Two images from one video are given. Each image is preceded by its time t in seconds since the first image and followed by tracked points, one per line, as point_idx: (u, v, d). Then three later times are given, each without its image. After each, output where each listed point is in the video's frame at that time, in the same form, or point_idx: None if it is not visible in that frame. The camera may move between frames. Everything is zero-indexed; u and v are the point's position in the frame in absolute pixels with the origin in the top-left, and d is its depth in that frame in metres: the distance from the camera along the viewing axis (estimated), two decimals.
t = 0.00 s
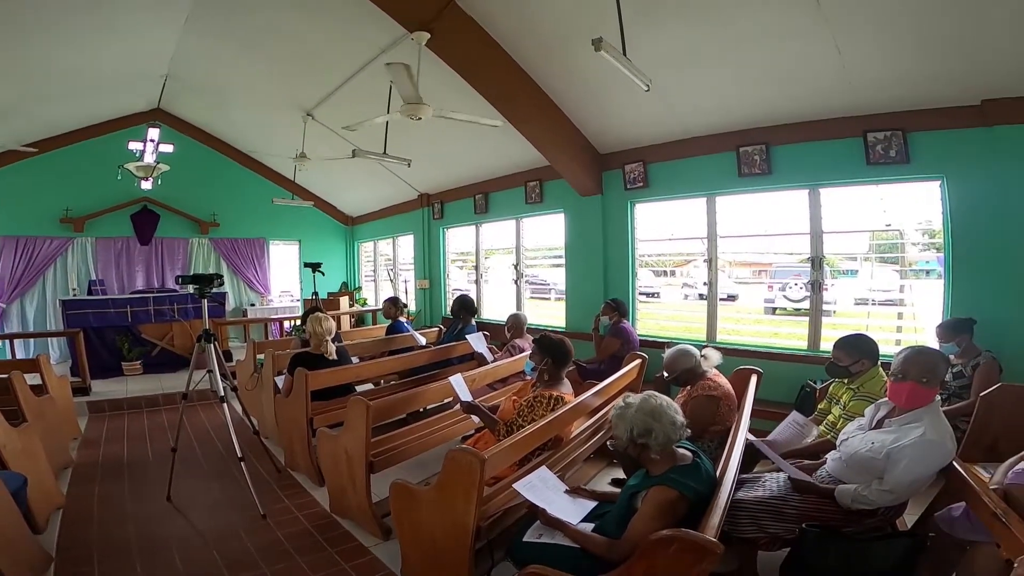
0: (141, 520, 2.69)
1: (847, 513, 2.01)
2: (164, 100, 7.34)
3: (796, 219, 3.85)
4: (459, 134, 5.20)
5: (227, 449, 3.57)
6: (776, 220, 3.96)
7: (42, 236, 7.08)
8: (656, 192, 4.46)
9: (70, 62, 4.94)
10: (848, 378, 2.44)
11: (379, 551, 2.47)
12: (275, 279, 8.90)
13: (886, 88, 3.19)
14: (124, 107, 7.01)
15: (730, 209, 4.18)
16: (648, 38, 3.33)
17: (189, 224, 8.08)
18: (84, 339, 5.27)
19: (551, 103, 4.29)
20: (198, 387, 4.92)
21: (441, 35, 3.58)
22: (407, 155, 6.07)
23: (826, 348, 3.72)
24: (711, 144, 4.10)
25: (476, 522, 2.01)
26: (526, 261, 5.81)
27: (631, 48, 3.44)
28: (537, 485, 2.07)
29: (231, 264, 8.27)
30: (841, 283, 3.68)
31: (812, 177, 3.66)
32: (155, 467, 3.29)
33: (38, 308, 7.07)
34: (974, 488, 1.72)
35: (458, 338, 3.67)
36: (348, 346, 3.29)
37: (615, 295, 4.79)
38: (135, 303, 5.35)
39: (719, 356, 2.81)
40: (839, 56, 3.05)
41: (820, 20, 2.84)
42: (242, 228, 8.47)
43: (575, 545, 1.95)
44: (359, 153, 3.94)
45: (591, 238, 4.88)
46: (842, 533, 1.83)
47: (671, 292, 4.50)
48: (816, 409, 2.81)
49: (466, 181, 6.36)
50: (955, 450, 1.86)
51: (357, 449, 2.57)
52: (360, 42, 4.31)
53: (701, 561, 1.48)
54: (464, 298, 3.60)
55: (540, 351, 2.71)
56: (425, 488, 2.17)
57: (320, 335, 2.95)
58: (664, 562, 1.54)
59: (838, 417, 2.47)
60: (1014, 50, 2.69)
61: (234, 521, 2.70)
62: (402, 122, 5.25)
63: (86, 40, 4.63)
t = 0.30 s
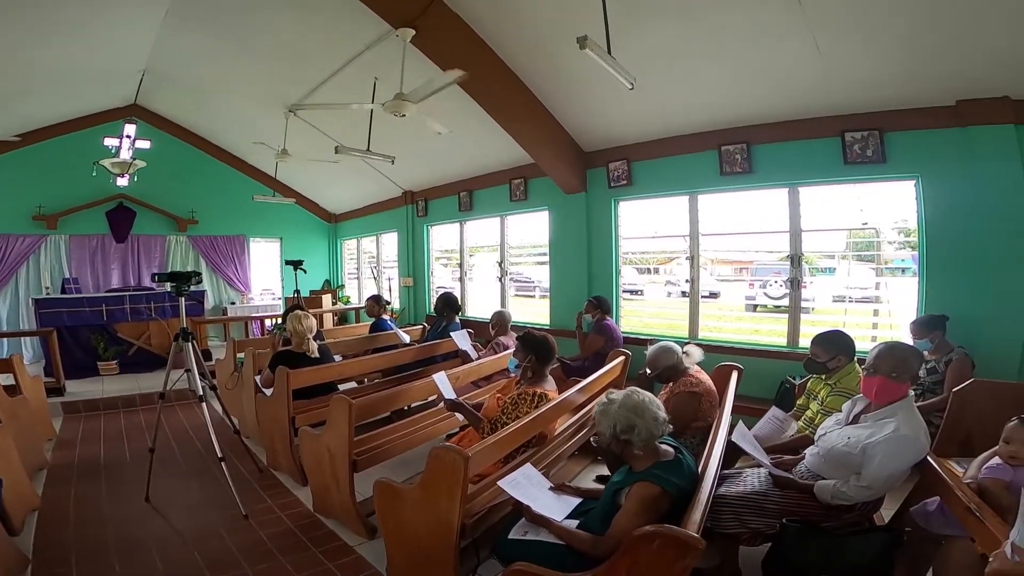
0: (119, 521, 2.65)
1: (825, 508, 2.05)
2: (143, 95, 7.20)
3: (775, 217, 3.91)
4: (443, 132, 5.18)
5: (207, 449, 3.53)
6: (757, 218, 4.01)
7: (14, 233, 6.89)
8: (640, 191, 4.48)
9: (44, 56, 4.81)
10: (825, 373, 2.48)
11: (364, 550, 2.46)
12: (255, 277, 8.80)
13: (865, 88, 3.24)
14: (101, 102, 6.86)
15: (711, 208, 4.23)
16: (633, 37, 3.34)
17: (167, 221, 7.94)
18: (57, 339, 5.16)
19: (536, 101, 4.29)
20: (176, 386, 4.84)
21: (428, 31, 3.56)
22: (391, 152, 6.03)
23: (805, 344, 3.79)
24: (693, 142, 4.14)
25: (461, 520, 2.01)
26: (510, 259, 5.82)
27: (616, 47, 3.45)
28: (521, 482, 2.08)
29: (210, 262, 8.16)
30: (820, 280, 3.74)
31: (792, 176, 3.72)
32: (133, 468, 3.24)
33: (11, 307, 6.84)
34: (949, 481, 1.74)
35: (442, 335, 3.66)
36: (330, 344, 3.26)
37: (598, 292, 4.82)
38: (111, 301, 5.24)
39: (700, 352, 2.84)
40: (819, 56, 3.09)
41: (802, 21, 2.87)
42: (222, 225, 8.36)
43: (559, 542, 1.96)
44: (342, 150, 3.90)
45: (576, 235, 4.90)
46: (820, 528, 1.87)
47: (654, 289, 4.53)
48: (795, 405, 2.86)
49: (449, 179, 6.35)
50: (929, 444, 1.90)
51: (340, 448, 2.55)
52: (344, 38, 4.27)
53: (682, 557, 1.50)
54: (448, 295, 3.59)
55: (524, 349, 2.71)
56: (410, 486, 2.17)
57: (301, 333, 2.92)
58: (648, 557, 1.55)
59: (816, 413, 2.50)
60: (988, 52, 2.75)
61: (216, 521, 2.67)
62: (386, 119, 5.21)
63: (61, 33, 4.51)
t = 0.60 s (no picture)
0: (97, 523, 2.60)
1: (804, 504, 2.09)
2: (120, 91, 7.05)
3: (755, 215, 3.96)
4: (426, 129, 5.16)
5: (186, 449, 3.48)
6: (737, 216, 4.05)
7: None
8: (623, 189, 4.51)
9: (17, 50, 4.69)
10: (802, 369, 2.52)
11: (349, 549, 2.46)
12: (235, 276, 8.69)
13: (844, 88, 3.28)
14: (77, 97, 6.70)
15: (693, 206, 4.26)
16: (617, 36, 3.35)
17: (143, 219, 7.80)
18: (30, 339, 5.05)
19: (520, 98, 4.29)
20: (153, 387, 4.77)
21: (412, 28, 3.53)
22: (374, 149, 5.99)
23: (784, 340, 3.84)
24: (676, 140, 4.17)
25: (445, 517, 2.01)
26: (494, 256, 5.83)
27: (600, 45, 3.46)
28: (505, 480, 2.08)
29: (188, 260, 8.05)
30: (799, 277, 3.79)
31: (772, 175, 3.76)
32: (110, 469, 3.19)
33: None
34: (920, 476, 1.76)
35: (425, 333, 3.65)
36: (312, 343, 3.23)
37: (581, 289, 4.84)
38: (85, 300, 5.11)
39: (681, 349, 2.87)
40: (800, 56, 3.12)
41: (783, 21, 2.90)
42: (200, 222, 8.25)
43: (543, 539, 1.96)
44: (324, 147, 3.86)
45: (559, 232, 4.92)
46: (799, 523, 1.89)
47: (638, 287, 4.55)
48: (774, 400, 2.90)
49: (433, 176, 6.33)
50: (902, 438, 1.94)
51: (322, 447, 2.53)
52: (326, 34, 4.22)
53: (663, 553, 1.50)
54: (431, 293, 3.58)
55: (506, 346, 2.71)
56: (393, 484, 2.16)
57: (282, 332, 2.90)
58: (629, 554, 1.55)
59: (793, 409, 2.55)
60: (961, 53, 2.81)
61: (196, 522, 2.63)
62: (369, 116, 5.17)
63: (34, 27, 4.40)
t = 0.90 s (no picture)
0: (73, 526, 2.55)
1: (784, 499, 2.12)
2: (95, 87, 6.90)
3: (736, 213, 4.00)
4: (408, 126, 5.13)
5: (165, 450, 3.43)
6: (718, 214, 4.09)
7: None
8: (606, 186, 4.53)
9: None
10: (780, 365, 2.56)
11: (333, 549, 2.44)
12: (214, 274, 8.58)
13: (824, 88, 3.33)
14: (51, 92, 6.55)
15: (675, 204, 4.30)
16: (600, 34, 3.36)
17: (117, 216, 7.66)
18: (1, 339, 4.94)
19: (504, 96, 4.28)
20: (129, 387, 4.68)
21: (395, 25, 3.50)
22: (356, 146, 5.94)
23: (763, 337, 3.90)
24: (658, 139, 4.20)
25: (428, 515, 2.00)
26: (477, 253, 5.83)
27: (583, 43, 3.46)
28: (489, 477, 2.09)
29: (164, 258, 7.91)
30: (779, 275, 3.84)
31: (753, 174, 3.81)
32: (85, 471, 3.13)
33: None
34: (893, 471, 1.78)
35: (408, 331, 3.64)
36: (293, 341, 3.20)
37: (564, 286, 4.86)
38: (58, 299, 4.97)
39: (663, 345, 2.89)
40: (780, 56, 3.16)
41: (764, 21, 2.93)
42: (178, 219, 8.14)
43: (527, 536, 1.96)
44: (305, 144, 3.81)
45: (542, 229, 4.93)
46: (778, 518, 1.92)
47: (621, 284, 4.58)
48: (753, 396, 2.94)
49: (416, 173, 6.30)
50: (876, 433, 1.98)
51: (304, 447, 2.51)
52: (308, 30, 4.17)
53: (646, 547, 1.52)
54: (414, 291, 3.57)
55: (489, 344, 2.71)
56: (376, 482, 2.15)
57: (261, 330, 2.87)
58: (612, 550, 1.57)
59: (771, 404, 2.59)
60: (936, 55, 2.86)
61: (176, 523, 2.60)
62: (351, 113, 5.12)
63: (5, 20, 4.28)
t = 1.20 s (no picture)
0: (46, 528, 2.50)
1: (763, 493, 2.15)
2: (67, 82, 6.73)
3: (716, 211, 4.05)
4: (390, 123, 5.09)
5: (141, 451, 3.37)
6: (698, 211, 4.13)
7: None
8: (589, 184, 4.55)
9: None
10: (758, 360, 2.60)
11: (316, 549, 2.43)
12: (191, 272, 8.45)
13: (802, 87, 3.37)
14: (22, 86, 6.37)
15: (657, 201, 4.33)
16: (582, 32, 3.36)
17: (90, 213, 7.50)
18: None
19: (487, 93, 4.27)
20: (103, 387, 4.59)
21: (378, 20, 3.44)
22: (338, 143, 5.88)
23: (742, 332, 3.95)
24: (640, 137, 4.22)
25: (411, 513, 2.00)
26: (460, 251, 5.82)
27: (566, 41, 3.46)
28: (472, 474, 2.09)
29: (139, 256, 7.75)
30: (758, 272, 3.89)
31: (733, 172, 3.85)
32: (58, 473, 3.06)
33: None
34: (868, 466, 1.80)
35: (390, 329, 3.62)
36: (272, 339, 3.16)
37: (547, 283, 4.87)
38: (28, 298, 4.95)
39: (644, 342, 2.92)
40: (759, 56, 3.19)
41: (744, 21, 2.95)
42: (154, 216, 8.00)
43: (511, 533, 1.96)
44: (285, 140, 3.75)
45: (526, 226, 4.94)
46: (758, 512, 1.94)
47: (604, 281, 4.60)
48: (732, 391, 2.98)
49: (398, 170, 6.26)
50: (851, 428, 2.02)
51: (284, 446, 2.48)
52: (287, 25, 4.11)
53: (627, 543, 1.51)
54: (396, 288, 3.55)
55: (471, 341, 2.70)
56: (357, 481, 2.13)
57: (237, 328, 2.83)
58: (594, 545, 1.55)
59: (750, 399, 2.62)
60: (911, 55, 2.91)
61: (154, 525, 2.56)
62: (333, 109, 5.06)
63: None
